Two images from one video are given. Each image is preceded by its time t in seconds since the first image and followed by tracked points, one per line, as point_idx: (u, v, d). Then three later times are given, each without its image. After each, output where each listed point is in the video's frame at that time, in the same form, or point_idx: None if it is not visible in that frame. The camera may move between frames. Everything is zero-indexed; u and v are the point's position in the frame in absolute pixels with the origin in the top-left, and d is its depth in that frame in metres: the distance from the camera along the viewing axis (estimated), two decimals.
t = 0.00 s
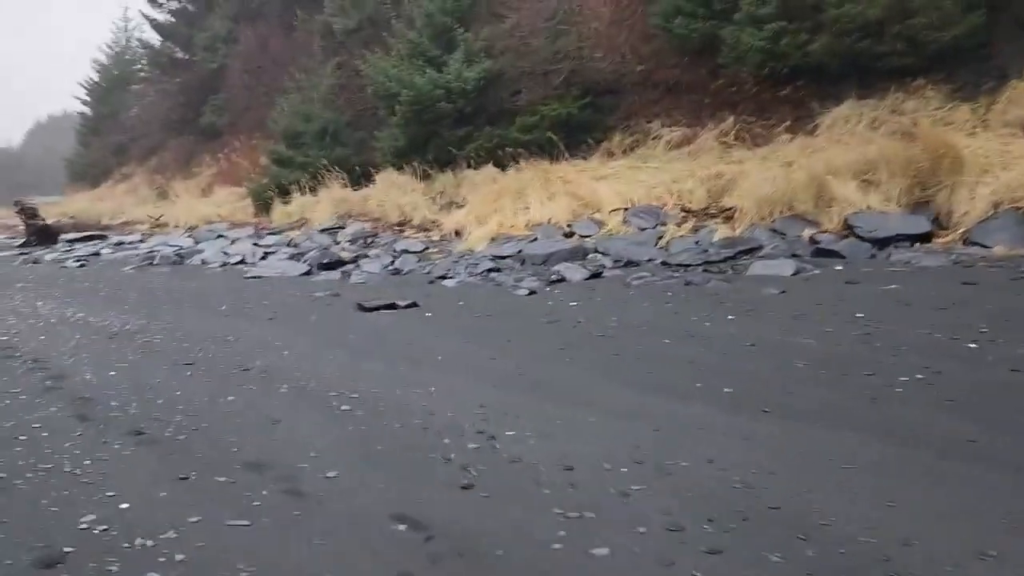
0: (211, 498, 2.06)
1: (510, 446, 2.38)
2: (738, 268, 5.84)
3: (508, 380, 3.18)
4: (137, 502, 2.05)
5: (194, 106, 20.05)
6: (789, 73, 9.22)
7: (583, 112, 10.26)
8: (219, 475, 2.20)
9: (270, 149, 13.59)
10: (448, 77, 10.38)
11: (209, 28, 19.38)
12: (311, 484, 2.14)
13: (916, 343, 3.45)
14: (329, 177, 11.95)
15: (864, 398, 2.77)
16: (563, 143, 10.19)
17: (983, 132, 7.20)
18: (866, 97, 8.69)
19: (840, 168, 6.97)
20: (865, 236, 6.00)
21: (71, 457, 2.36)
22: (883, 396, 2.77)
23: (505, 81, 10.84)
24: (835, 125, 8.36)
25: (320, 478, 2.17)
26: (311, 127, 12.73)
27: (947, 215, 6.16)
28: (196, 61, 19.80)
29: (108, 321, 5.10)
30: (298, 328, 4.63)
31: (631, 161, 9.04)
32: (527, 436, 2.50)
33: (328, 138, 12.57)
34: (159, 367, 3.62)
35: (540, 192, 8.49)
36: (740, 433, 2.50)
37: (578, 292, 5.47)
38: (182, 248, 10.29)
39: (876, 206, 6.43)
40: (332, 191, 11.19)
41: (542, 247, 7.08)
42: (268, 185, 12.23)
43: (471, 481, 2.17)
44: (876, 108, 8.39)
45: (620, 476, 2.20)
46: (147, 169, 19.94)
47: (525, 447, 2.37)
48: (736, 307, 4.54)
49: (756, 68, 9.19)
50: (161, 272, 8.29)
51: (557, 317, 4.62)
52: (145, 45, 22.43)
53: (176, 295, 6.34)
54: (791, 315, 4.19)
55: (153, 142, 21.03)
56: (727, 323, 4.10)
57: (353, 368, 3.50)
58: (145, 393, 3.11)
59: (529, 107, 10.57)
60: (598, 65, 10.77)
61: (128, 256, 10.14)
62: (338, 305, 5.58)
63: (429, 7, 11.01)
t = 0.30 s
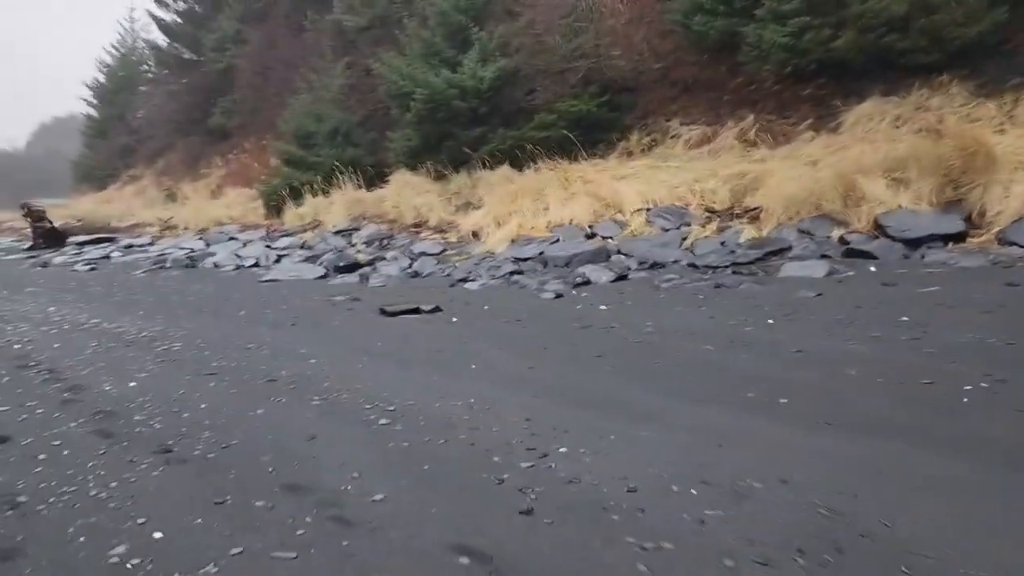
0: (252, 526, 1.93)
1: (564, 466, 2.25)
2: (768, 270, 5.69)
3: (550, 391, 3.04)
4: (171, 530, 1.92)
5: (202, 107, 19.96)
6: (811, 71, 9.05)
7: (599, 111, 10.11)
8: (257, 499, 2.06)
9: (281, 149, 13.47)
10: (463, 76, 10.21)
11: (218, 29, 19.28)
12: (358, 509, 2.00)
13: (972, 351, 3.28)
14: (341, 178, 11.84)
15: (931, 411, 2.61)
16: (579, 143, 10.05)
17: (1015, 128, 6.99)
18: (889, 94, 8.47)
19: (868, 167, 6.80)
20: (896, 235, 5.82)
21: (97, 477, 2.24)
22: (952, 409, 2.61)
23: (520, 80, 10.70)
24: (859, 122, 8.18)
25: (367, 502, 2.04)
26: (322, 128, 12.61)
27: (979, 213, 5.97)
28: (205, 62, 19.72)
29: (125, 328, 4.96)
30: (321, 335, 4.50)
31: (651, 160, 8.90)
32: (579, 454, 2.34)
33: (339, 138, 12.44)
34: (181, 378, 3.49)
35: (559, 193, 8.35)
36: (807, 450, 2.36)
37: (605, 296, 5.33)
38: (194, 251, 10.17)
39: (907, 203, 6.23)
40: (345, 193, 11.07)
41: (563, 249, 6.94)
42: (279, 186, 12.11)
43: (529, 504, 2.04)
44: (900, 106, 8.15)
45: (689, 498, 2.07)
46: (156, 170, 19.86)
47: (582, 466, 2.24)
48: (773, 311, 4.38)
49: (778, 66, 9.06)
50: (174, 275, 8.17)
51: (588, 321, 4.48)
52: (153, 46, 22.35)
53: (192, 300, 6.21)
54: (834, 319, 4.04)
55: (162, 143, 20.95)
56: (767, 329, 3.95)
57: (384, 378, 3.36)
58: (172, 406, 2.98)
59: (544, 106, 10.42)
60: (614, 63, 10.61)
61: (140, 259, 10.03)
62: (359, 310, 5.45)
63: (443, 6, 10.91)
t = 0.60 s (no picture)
0: (306, 545, 1.81)
1: (636, 485, 2.16)
2: (806, 270, 5.51)
3: (604, 399, 2.90)
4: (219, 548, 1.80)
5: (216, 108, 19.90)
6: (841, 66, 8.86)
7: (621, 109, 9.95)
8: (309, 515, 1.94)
9: (296, 150, 13.35)
10: (482, 75, 10.25)
11: (232, 29, 19.22)
12: (419, 528, 1.89)
13: None
14: (358, 179, 11.72)
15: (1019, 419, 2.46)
16: (599, 141, 9.87)
17: None
18: (922, 89, 8.23)
19: (905, 164, 6.64)
20: (939, 234, 5.61)
21: (135, 490, 2.11)
22: None
23: (540, 78, 10.56)
24: (891, 119, 7.99)
25: (428, 519, 1.93)
26: (338, 128, 12.49)
27: None
28: (219, 64, 19.67)
29: (150, 330, 4.84)
30: (350, 338, 4.36)
31: (676, 158, 8.74)
32: (649, 470, 2.25)
33: (355, 138, 12.32)
34: (211, 382, 3.35)
35: (582, 191, 8.20)
36: (891, 464, 2.24)
37: (640, 297, 5.17)
38: (211, 252, 10.06)
39: (949, 201, 6.02)
40: (362, 193, 10.94)
41: (590, 248, 6.78)
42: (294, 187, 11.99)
43: (605, 525, 1.94)
44: (934, 100, 7.91)
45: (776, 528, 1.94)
46: (170, 172, 19.81)
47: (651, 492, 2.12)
48: (820, 312, 4.21)
49: (807, 62, 8.88)
50: (193, 277, 8.06)
51: (627, 323, 4.33)
52: (167, 48, 22.33)
53: (213, 302, 6.09)
54: (887, 323, 3.87)
55: (176, 145, 20.91)
56: (818, 332, 3.79)
57: (422, 383, 3.21)
58: (206, 412, 2.84)
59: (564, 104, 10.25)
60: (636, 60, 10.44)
61: (156, 261, 9.94)
62: (385, 311, 5.30)
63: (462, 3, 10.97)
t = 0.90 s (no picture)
0: None
1: (726, 504, 2.04)
2: (855, 270, 5.32)
3: (666, 412, 2.76)
4: None
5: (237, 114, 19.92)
6: (877, 60, 8.66)
7: (650, 106, 9.77)
8: (376, 543, 1.84)
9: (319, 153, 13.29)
10: (508, 75, 10.15)
11: (253, 35, 19.23)
12: (495, 559, 1.79)
13: None
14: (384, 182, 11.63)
15: None
16: (628, 141, 9.71)
17: None
18: (962, 82, 8.03)
19: (951, 160, 6.42)
20: (993, 230, 5.43)
21: (187, 515, 1.99)
22: None
23: (566, 77, 10.41)
24: (930, 112, 7.74)
25: (504, 547, 1.84)
26: (361, 131, 12.41)
27: None
28: (240, 69, 19.70)
29: (183, 339, 4.74)
30: (388, 344, 4.22)
31: (708, 156, 8.57)
32: (736, 489, 2.12)
33: (378, 141, 12.22)
34: (251, 394, 3.22)
35: (614, 191, 8.05)
36: (1014, 489, 2.07)
37: (683, 300, 5.02)
38: (236, 257, 9.99)
39: (1000, 197, 5.84)
40: (387, 195, 10.85)
41: (625, 248, 6.62)
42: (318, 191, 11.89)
43: (706, 554, 1.81)
44: (977, 92, 7.70)
45: (893, 554, 1.81)
46: (191, 177, 19.85)
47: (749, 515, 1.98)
48: (879, 313, 4.05)
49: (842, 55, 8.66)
50: (221, 282, 7.97)
51: (675, 327, 4.18)
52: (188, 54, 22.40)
53: (244, 308, 5.98)
54: (953, 324, 3.68)
55: (198, 151, 20.96)
56: (881, 336, 3.61)
57: (471, 392, 3.07)
58: (250, 426, 2.72)
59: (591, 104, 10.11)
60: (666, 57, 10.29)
61: (183, 267, 9.88)
62: (421, 316, 5.18)
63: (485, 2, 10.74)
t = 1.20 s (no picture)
0: None
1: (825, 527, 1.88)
2: (906, 266, 5.12)
3: (737, 424, 2.61)
4: None
5: (261, 113, 19.94)
6: (920, 50, 8.35)
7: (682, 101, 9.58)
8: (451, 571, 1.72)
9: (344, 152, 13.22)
10: (537, 70, 9.87)
11: (277, 35, 19.25)
12: None
13: None
14: (411, 181, 11.53)
15: None
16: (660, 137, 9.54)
17: None
18: (1009, 72, 7.77)
19: (1002, 151, 6.20)
20: None
21: (240, 537, 1.88)
22: None
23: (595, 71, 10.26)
24: (977, 103, 7.51)
25: None
26: (387, 129, 12.32)
27: None
28: (264, 69, 19.71)
29: (218, 342, 4.64)
30: (430, 349, 4.09)
31: (744, 151, 8.38)
32: (833, 511, 1.96)
33: (404, 140, 12.12)
34: (294, 402, 3.10)
35: (648, 187, 7.88)
36: None
37: (730, 300, 4.86)
38: (264, 258, 9.92)
39: None
40: (414, 195, 10.75)
41: (664, 246, 6.46)
42: (344, 191, 11.81)
43: None
44: None
45: None
46: (216, 177, 19.88)
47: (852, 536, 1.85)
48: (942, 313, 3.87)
49: (881, 46, 8.41)
50: (250, 284, 7.90)
51: (727, 329, 4.02)
52: (211, 55, 22.46)
53: (276, 310, 5.88)
54: None
55: (221, 151, 20.99)
56: (951, 337, 3.43)
57: (525, 401, 2.93)
58: (299, 437, 2.62)
59: (621, 100, 9.96)
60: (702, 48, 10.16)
61: (211, 268, 9.83)
62: (458, 318, 5.06)
63: None
